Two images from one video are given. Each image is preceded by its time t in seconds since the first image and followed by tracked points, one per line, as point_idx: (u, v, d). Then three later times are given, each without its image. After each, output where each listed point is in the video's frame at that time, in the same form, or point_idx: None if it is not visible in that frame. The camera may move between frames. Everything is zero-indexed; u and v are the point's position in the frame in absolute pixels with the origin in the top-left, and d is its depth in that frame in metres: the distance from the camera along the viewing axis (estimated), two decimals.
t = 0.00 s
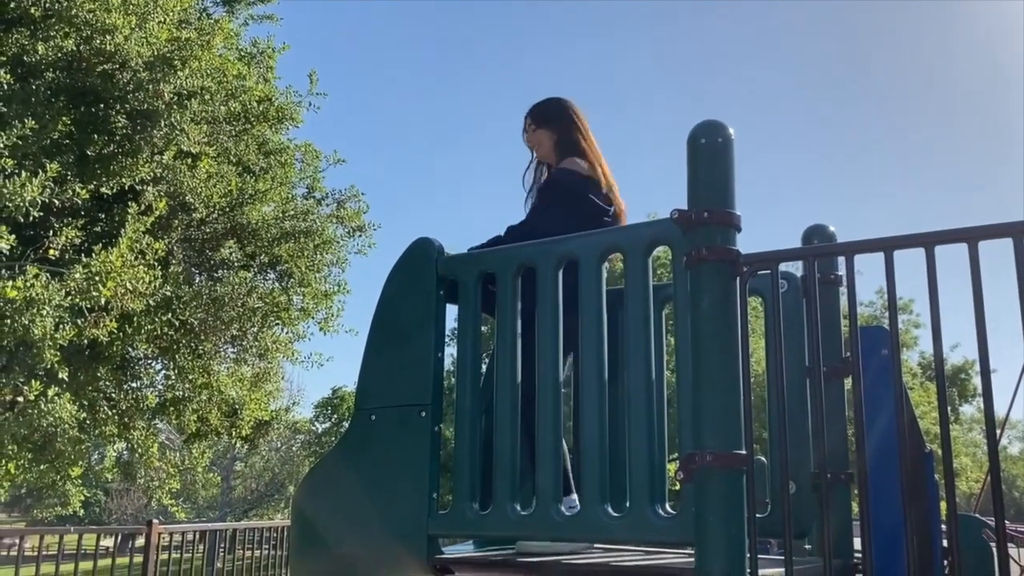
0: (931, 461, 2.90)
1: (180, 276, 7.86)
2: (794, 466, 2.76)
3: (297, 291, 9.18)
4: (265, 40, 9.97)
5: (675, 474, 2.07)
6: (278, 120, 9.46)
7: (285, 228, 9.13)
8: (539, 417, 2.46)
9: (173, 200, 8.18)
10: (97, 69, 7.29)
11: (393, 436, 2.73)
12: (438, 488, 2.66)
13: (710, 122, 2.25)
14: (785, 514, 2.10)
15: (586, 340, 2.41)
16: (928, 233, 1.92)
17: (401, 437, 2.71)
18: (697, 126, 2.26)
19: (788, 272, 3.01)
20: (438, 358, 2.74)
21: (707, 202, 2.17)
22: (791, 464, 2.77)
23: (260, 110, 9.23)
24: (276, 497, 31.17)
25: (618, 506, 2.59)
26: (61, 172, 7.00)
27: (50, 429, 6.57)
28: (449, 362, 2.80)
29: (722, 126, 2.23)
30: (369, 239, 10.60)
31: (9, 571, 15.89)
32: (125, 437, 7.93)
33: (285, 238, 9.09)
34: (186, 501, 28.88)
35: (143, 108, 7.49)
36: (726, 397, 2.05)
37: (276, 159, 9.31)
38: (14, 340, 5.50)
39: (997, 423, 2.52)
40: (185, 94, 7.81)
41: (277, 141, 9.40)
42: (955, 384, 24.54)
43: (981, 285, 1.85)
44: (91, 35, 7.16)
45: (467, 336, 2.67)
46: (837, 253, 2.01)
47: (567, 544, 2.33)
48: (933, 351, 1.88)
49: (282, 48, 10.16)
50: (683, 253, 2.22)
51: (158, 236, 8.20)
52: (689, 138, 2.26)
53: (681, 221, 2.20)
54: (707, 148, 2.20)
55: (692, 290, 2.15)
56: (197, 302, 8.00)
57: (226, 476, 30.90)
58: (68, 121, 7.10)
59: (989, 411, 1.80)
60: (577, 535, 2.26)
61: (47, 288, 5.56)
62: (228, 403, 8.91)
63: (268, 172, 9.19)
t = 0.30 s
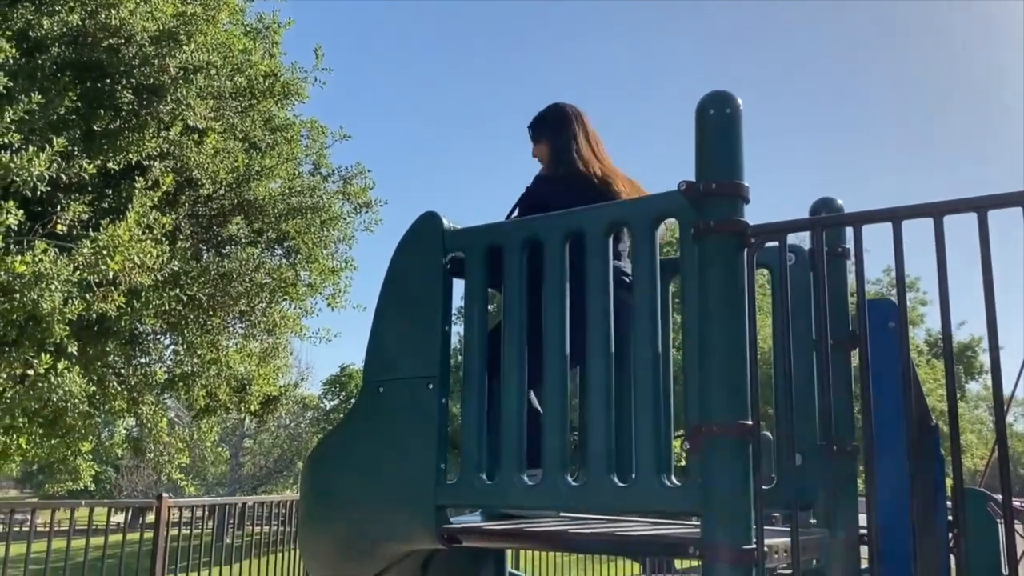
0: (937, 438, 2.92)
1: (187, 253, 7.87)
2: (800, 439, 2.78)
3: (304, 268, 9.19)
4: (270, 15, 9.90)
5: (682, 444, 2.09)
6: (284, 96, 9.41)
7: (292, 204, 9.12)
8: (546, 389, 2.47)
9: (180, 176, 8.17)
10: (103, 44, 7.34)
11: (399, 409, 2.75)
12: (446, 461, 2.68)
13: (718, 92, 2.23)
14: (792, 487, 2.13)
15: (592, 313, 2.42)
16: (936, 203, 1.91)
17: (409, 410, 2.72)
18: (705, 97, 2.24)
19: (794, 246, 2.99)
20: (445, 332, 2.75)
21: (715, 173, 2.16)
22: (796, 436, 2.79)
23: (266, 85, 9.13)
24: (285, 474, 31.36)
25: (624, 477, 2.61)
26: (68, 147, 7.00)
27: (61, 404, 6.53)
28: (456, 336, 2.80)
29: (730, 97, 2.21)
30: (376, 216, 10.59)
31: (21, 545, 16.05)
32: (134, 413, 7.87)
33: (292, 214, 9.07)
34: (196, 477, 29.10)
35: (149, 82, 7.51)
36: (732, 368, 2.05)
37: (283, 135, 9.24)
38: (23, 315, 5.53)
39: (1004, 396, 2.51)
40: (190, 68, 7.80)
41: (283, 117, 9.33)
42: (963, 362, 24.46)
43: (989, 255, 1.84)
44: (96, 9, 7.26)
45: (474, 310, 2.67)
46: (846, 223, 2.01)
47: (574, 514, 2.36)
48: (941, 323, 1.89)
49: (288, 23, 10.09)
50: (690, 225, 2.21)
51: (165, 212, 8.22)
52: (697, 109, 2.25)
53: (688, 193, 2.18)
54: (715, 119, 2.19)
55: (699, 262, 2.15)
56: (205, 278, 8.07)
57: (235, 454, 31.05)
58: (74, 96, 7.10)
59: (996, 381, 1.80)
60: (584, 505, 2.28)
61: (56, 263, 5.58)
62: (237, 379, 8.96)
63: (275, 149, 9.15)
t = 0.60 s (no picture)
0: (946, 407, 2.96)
1: (195, 223, 7.86)
2: (808, 406, 2.78)
3: (311, 238, 9.19)
4: None
5: (689, 410, 2.09)
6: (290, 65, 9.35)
7: (299, 174, 9.08)
8: (552, 358, 2.47)
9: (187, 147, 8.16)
10: (108, 12, 7.25)
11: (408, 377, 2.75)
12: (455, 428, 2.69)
13: (729, 56, 2.20)
14: (802, 453, 2.13)
15: (600, 280, 2.41)
16: (949, 167, 1.89)
17: (417, 379, 2.73)
18: (716, 61, 2.22)
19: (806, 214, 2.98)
20: (452, 301, 2.75)
21: (726, 138, 2.14)
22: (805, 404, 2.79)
23: (272, 54, 9.08)
24: (294, 446, 31.58)
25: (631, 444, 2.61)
26: (74, 117, 6.98)
27: (72, 374, 6.59)
28: (463, 305, 2.80)
29: (741, 61, 2.19)
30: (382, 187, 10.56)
31: (35, 515, 16.25)
32: (144, 383, 7.95)
33: (299, 184, 9.04)
34: (206, 449, 29.34)
35: (155, 51, 7.46)
36: (741, 335, 2.04)
37: (289, 106, 9.18)
38: (32, 285, 5.54)
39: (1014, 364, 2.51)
40: (196, 37, 7.75)
41: (289, 87, 9.27)
42: (972, 335, 24.36)
43: (1000, 221, 1.83)
44: None
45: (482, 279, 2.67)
46: (856, 188, 1.99)
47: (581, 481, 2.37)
48: (952, 290, 1.88)
49: None
50: (700, 190, 2.20)
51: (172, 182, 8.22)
52: (708, 74, 2.23)
53: (698, 158, 2.17)
54: (726, 84, 2.17)
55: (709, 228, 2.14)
56: (212, 250, 8.09)
57: (245, 426, 31.32)
58: (80, 65, 7.07)
59: (1006, 348, 1.80)
60: (593, 472, 2.29)
61: (64, 233, 5.59)
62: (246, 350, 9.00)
63: (281, 119, 9.11)
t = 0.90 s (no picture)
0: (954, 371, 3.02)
1: (203, 190, 7.76)
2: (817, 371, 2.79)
3: (319, 206, 9.20)
4: None
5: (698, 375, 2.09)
6: (297, 31, 9.28)
7: (306, 141, 9.04)
8: (561, 324, 2.47)
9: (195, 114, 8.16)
10: None
11: (414, 343, 2.76)
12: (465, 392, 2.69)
13: (741, 17, 2.17)
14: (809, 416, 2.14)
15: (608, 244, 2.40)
16: (963, 128, 1.87)
17: (425, 343, 2.73)
18: (727, 21, 2.19)
19: (817, 178, 2.97)
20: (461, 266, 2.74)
21: (737, 101, 2.12)
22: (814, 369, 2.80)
23: (279, 20, 9.02)
24: (304, 415, 31.81)
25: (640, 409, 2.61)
26: (81, 84, 6.97)
27: (84, 340, 6.72)
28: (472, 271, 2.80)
29: (753, 21, 2.15)
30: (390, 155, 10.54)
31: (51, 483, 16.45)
32: (155, 351, 7.99)
33: (307, 151, 9.02)
34: (217, 418, 29.62)
35: (161, 17, 7.43)
36: (750, 301, 2.04)
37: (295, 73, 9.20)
38: (43, 252, 5.55)
39: None
40: (202, 2, 7.69)
41: (295, 54, 9.26)
42: (982, 305, 24.24)
43: (1014, 183, 1.81)
44: None
45: (490, 244, 2.66)
46: (868, 150, 1.97)
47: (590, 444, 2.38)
48: (966, 250, 1.87)
49: None
50: (710, 154, 2.18)
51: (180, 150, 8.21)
52: (719, 35, 2.20)
53: (710, 121, 2.16)
54: (737, 45, 2.15)
55: (719, 191, 2.12)
56: (220, 217, 7.95)
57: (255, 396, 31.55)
58: (86, 31, 7.02)
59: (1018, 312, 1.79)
60: (602, 435, 2.30)
61: (73, 200, 5.61)
62: (256, 318, 9.06)
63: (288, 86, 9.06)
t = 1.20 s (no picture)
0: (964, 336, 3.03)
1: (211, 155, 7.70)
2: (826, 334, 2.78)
3: (327, 171, 9.20)
4: None
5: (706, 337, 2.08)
6: None
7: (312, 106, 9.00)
8: (569, 287, 2.47)
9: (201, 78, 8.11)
10: None
11: (422, 307, 2.77)
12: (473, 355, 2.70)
13: None
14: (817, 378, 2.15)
15: (617, 208, 2.39)
16: (979, 86, 1.84)
17: (433, 307, 2.74)
18: None
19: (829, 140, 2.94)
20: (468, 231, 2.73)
21: (749, 61, 2.10)
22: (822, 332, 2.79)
23: None
24: (314, 382, 32.04)
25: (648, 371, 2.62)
26: (88, 48, 6.92)
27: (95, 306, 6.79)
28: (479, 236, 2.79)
29: None
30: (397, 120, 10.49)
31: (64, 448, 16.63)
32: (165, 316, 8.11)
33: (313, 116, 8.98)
34: (228, 384, 29.84)
35: None
36: (759, 263, 2.03)
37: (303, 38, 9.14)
38: (51, 216, 5.57)
39: None
40: None
41: (302, 18, 9.17)
42: (993, 272, 24.14)
43: None
44: None
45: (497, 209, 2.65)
46: (882, 110, 1.95)
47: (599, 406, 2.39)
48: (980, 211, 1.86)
49: None
50: (720, 114, 2.16)
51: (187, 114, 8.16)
52: None
53: (721, 82, 2.13)
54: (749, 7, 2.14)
55: (729, 153, 2.10)
56: (229, 182, 7.90)
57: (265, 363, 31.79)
58: None
59: None
60: (610, 397, 2.31)
61: (81, 164, 5.61)
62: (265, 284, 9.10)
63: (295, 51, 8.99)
